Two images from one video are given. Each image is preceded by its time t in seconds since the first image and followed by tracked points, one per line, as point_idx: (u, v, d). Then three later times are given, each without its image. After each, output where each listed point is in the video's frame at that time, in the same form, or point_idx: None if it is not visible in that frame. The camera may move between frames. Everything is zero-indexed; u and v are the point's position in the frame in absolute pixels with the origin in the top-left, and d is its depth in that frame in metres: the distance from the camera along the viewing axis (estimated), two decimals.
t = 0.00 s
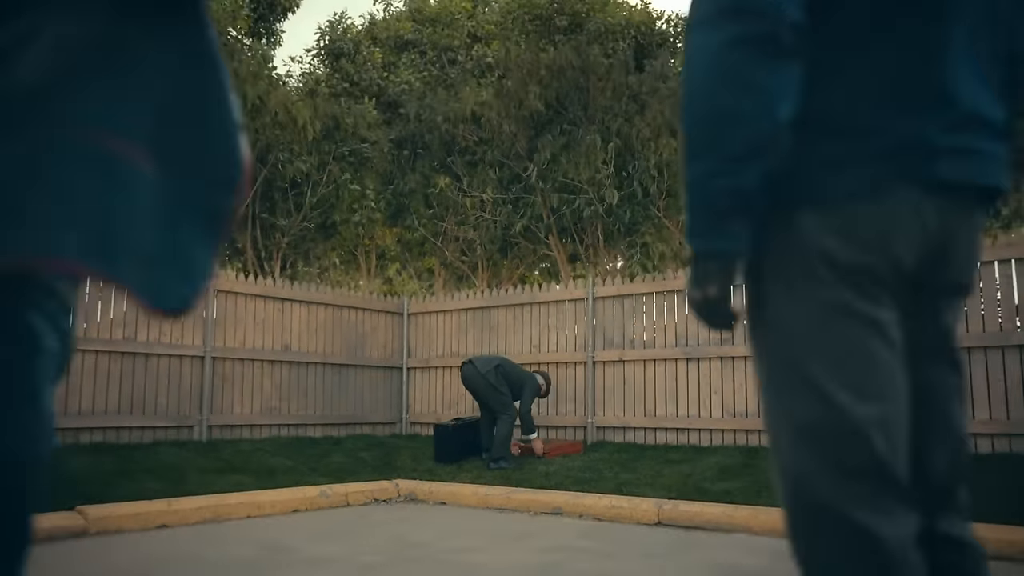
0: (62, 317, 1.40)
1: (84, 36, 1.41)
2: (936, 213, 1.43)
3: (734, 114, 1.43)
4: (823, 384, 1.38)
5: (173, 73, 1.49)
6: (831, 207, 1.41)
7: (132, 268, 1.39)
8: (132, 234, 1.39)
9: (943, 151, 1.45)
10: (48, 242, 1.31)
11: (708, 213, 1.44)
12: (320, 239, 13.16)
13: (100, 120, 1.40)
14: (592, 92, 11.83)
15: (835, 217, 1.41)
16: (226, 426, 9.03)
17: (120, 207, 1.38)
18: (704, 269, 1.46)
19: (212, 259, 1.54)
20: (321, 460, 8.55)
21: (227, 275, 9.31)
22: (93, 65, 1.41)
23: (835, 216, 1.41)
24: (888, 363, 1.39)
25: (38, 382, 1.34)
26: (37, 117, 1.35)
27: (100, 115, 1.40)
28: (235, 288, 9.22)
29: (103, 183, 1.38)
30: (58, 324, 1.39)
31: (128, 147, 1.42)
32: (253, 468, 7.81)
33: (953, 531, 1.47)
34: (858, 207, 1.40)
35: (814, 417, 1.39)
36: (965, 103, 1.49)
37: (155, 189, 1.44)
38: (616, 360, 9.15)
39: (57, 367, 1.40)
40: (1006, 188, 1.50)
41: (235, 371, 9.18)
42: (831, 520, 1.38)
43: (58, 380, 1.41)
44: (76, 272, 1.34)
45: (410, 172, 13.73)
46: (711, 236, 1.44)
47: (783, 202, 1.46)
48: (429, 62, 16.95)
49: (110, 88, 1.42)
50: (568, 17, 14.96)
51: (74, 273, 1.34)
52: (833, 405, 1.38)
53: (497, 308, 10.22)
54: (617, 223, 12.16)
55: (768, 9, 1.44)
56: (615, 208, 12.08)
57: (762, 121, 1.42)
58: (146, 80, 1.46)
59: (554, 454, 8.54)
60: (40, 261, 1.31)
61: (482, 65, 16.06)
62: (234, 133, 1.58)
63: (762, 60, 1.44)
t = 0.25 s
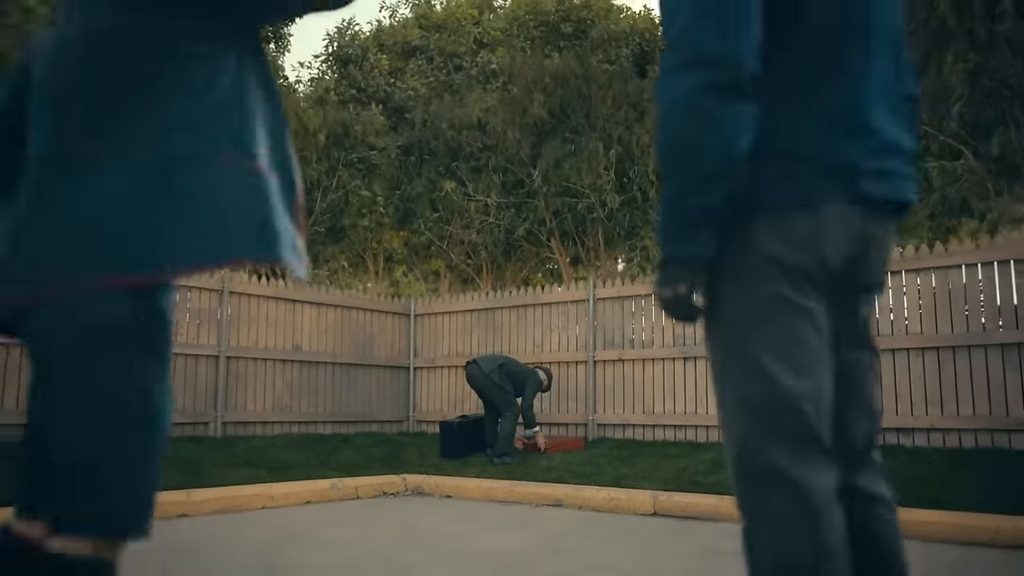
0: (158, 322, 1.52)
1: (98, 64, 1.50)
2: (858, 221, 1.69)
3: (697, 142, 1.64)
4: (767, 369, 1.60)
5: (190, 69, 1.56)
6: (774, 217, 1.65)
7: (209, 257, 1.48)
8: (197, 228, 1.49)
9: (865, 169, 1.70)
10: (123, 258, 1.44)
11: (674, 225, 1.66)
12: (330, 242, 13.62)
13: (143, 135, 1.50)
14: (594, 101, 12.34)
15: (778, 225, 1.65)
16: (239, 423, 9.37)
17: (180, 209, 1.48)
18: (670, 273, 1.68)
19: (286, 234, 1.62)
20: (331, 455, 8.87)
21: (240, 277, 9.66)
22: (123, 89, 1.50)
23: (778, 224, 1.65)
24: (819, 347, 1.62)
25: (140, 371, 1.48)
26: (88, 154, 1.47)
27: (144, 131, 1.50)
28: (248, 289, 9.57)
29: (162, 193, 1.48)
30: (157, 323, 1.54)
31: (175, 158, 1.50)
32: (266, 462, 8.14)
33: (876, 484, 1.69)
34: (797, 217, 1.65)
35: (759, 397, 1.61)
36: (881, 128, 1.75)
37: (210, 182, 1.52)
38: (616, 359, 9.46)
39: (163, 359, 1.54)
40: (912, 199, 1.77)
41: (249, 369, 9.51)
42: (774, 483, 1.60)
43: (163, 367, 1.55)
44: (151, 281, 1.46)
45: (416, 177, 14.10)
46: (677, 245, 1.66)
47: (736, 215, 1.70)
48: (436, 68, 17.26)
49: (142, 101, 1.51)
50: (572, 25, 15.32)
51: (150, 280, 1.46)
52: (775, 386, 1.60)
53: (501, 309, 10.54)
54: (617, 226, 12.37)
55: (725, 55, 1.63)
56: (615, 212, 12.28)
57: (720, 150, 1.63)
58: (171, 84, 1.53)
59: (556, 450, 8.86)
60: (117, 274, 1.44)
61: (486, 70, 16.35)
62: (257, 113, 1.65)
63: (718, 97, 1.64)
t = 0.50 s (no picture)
0: (218, 320, 1.66)
1: (133, 96, 1.70)
2: (815, 235, 1.84)
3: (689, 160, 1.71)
4: (738, 361, 1.73)
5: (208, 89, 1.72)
6: (747, 229, 1.76)
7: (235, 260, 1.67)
8: (226, 233, 1.68)
9: (825, 188, 1.84)
10: (167, 266, 1.62)
11: (664, 234, 1.72)
12: (340, 249, 14.03)
13: (177, 160, 1.69)
14: (597, 112, 12.69)
15: (751, 237, 1.76)
16: (251, 425, 9.65)
17: (209, 218, 1.67)
18: (661, 275, 1.73)
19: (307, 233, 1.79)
20: (341, 456, 9.12)
21: (253, 284, 9.94)
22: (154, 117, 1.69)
23: (751, 236, 1.76)
24: (781, 343, 1.76)
25: (197, 360, 1.61)
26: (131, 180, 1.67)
27: (176, 154, 1.69)
28: (260, 296, 9.84)
29: (194, 208, 1.67)
30: (218, 319, 1.67)
31: (205, 177, 1.69)
32: (279, 463, 8.39)
33: (825, 462, 1.93)
34: (768, 229, 1.76)
35: (730, 386, 1.74)
36: (835, 152, 1.90)
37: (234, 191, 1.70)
38: (618, 363, 9.71)
39: (220, 350, 1.66)
40: (859, 217, 1.94)
41: (260, 373, 9.78)
42: (739, 459, 1.75)
43: (221, 358, 1.67)
44: (191, 284, 1.62)
45: (423, 186, 14.43)
46: (665, 252, 1.71)
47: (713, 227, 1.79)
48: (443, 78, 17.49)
49: (172, 124, 1.69)
50: (578, 36, 15.64)
51: (188, 283, 1.62)
52: (746, 376, 1.73)
53: (506, 315, 10.81)
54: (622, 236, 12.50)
55: (711, 85, 1.71)
56: (619, 221, 12.49)
57: (709, 167, 1.70)
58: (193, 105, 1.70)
59: (560, 452, 9.12)
60: (160, 281, 1.61)
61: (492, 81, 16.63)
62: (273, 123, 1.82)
63: (706, 121, 1.71)
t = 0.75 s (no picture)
0: (233, 328, 1.90)
1: (159, 132, 1.97)
2: (787, 253, 2.02)
3: (682, 184, 1.81)
4: (720, 366, 1.87)
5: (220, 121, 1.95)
6: (730, 248, 1.92)
7: (241, 273, 1.90)
8: (234, 250, 1.91)
9: (796, 212, 2.02)
10: (182, 279, 1.86)
11: (658, 252, 1.82)
12: (348, 262, 14.37)
13: (193, 187, 1.94)
14: (598, 126, 12.88)
15: (733, 255, 1.92)
16: (261, 432, 9.88)
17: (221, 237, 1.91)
18: (651, 288, 1.83)
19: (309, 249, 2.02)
20: (349, 463, 9.33)
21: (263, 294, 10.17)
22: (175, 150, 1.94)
23: (733, 253, 1.92)
24: (757, 349, 1.92)
25: (214, 364, 1.84)
26: (155, 204, 1.94)
27: (192, 182, 1.94)
28: (270, 306, 10.07)
29: (208, 229, 1.91)
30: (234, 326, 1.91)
31: (223, 200, 1.93)
32: (289, 469, 8.60)
33: (795, 458, 2.15)
34: (748, 247, 1.93)
35: (712, 389, 1.88)
36: (804, 179, 2.09)
37: (242, 213, 1.93)
38: (620, 372, 9.92)
39: (235, 357, 1.89)
40: (823, 237, 2.13)
41: (270, 382, 10.00)
42: (719, 455, 1.89)
43: (235, 361, 1.90)
44: (204, 294, 1.86)
45: (429, 199, 14.71)
46: (657, 268, 1.82)
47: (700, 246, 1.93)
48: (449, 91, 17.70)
49: (190, 155, 1.94)
50: (582, 48, 15.86)
51: (201, 293, 1.86)
52: (724, 379, 1.87)
53: (510, 325, 11.04)
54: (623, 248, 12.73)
55: (701, 118, 1.81)
56: (621, 233, 12.60)
57: (699, 192, 1.81)
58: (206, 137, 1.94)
59: (563, 459, 9.32)
60: (177, 292, 1.85)
61: (497, 94, 16.81)
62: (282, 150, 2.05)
63: (698, 150, 1.81)
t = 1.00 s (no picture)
0: (238, 339, 2.08)
1: (174, 158, 2.17)
2: (769, 272, 2.20)
3: (673, 210, 1.98)
4: (707, 376, 2.04)
5: (229, 147, 2.17)
6: (716, 268, 2.10)
7: (246, 285, 2.09)
8: (240, 264, 2.11)
9: (776, 235, 2.20)
10: (192, 290, 2.05)
11: (652, 272, 1.99)
12: (354, 275, 14.57)
13: (204, 209, 2.14)
14: (601, 142, 13.01)
15: (719, 273, 2.10)
16: (269, 443, 10.03)
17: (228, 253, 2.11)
18: (644, 304, 2.01)
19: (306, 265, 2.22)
20: (355, 473, 9.46)
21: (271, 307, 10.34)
22: (188, 174, 2.15)
23: (720, 272, 2.10)
24: (741, 359, 2.09)
25: (220, 371, 2.02)
26: (169, 223, 2.13)
27: (202, 202, 2.14)
28: (277, 319, 10.23)
29: (217, 246, 2.11)
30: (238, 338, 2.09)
31: (238, 219, 2.14)
32: (296, 479, 8.75)
33: (778, 461, 2.31)
34: (733, 267, 2.11)
35: (700, 397, 2.04)
36: (784, 203, 2.27)
37: (247, 230, 2.13)
38: (622, 384, 10.07)
39: (239, 365, 2.07)
40: (801, 257, 2.31)
41: (277, 393, 10.16)
42: (707, 459, 2.04)
43: (237, 370, 2.08)
44: (210, 304, 2.04)
45: (433, 213, 14.91)
46: (650, 285, 2.00)
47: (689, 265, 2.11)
48: (454, 106, 17.94)
49: (201, 178, 2.14)
50: (585, 63, 16.10)
51: (208, 303, 2.04)
52: (712, 389, 2.03)
53: (514, 337, 11.20)
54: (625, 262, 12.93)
55: (690, 150, 1.98)
56: (624, 247, 12.85)
57: (688, 217, 1.99)
58: (216, 163, 2.15)
59: (566, 469, 9.47)
60: (187, 302, 2.03)
61: (502, 108, 16.98)
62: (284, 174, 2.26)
63: (688, 179, 1.99)
